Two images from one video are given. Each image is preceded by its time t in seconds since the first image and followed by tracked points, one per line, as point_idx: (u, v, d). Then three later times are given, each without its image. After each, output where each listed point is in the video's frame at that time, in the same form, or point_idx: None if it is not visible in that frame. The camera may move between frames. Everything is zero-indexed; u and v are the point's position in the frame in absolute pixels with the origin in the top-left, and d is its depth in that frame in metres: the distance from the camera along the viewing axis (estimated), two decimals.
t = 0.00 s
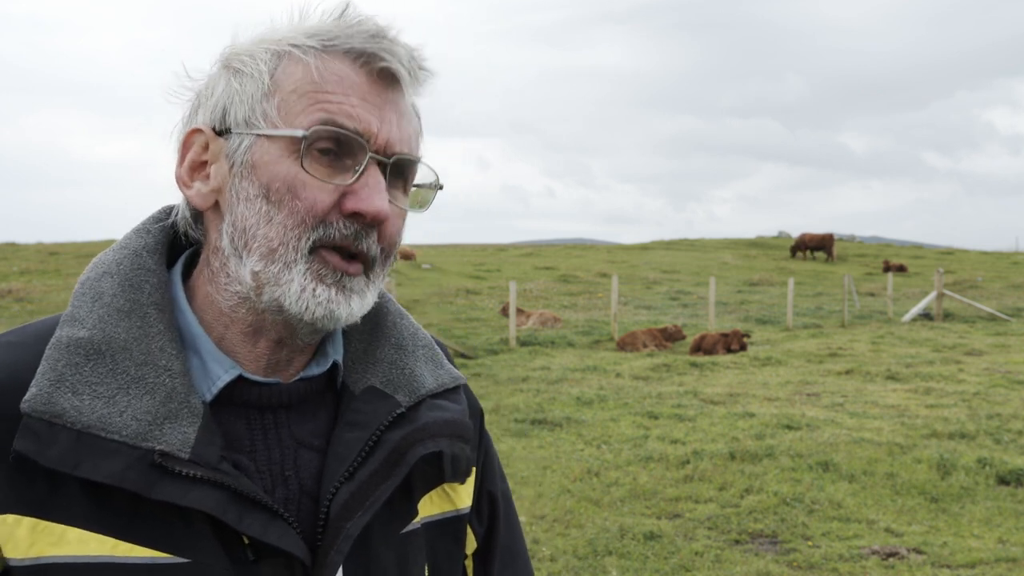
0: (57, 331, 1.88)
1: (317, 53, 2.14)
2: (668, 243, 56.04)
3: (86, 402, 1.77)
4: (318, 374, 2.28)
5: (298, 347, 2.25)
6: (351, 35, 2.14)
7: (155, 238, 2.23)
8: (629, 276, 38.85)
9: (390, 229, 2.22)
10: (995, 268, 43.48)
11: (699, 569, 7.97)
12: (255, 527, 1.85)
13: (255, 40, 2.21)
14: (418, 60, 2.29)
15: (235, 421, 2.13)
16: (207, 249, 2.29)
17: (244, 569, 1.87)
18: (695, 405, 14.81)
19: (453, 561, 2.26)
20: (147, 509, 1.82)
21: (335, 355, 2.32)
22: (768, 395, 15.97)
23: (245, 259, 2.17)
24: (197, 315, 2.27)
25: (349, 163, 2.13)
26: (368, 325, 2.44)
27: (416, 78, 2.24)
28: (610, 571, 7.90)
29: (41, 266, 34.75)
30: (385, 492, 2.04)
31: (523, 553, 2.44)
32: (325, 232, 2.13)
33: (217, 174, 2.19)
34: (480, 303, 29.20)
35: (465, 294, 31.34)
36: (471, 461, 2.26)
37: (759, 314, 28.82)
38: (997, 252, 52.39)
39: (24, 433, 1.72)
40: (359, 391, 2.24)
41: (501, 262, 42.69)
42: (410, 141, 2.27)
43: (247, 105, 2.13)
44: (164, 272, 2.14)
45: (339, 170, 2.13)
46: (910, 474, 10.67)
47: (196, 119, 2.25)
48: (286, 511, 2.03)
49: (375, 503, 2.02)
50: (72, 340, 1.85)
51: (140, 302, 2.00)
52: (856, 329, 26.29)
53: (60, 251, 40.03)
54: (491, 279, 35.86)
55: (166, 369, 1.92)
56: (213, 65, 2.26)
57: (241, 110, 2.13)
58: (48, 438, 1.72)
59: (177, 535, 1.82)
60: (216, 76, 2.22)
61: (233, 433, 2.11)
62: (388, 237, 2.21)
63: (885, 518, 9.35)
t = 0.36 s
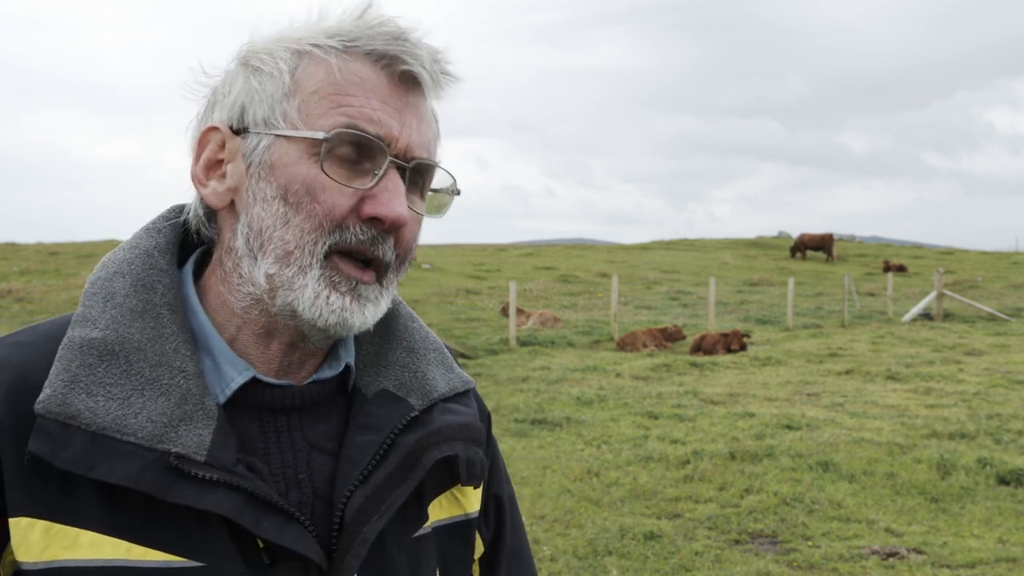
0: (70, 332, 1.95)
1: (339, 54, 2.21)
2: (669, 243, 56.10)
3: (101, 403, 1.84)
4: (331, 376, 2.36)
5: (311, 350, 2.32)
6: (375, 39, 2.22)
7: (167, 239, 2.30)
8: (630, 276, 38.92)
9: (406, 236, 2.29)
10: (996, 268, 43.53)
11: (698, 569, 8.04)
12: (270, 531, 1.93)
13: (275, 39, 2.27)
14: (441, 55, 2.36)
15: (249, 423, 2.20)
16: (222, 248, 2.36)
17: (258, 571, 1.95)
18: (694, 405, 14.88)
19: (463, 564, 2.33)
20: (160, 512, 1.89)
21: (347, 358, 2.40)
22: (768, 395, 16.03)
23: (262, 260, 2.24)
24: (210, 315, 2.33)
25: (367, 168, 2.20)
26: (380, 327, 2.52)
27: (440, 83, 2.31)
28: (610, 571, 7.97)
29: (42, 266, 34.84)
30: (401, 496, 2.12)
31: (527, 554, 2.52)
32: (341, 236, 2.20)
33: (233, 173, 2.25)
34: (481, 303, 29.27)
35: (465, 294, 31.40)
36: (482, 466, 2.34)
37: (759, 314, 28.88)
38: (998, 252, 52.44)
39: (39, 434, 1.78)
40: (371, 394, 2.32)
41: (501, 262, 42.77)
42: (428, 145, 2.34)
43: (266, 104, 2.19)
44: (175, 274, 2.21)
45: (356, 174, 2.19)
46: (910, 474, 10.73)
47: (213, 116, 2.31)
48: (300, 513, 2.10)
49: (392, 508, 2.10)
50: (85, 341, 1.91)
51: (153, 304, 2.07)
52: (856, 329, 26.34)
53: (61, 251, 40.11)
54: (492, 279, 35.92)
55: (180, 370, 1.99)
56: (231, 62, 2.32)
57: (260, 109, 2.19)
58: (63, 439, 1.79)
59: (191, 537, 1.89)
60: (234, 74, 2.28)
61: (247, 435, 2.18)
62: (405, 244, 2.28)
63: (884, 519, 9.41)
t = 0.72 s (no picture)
0: (74, 326, 1.93)
1: (359, 55, 2.21)
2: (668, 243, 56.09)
3: (108, 401, 1.83)
4: (335, 378, 2.37)
5: (315, 350, 2.31)
6: (395, 42, 2.23)
7: (170, 235, 2.28)
8: (630, 276, 38.90)
9: (418, 240, 2.28)
10: (996, 269, 43.51)
11: (698, 569, 8.03)
12: (278, 533, 1.93)
13: (292, 37, 2.27)
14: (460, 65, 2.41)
15: (255, 425, 2.19)
16: (231, 245, 2.34)
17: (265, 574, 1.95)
18: (695, 405, 14.87)
19: (460, 568, 2.31)
20: (166, 512, 1.89)
21: (350, 360, 2.42)
22: (768, 395, 16.02)
23: (272, 259, 2.22)
24: (216, 313, 2.31)
25: (382, 169, 2.19)
26: (380, 329, 2.52)
27: (454, 89, 2.33)
28: (610, 571, 7.95)
29: (41, 266, 34.81)
30: (409, 497, 2.11)
31: (519, 558, 2.54)
32: (355, 237, 2.17)
33: (245, 169, 2.23)
34: (481, 303, 29.25)
35: (465, 294, 31.38)
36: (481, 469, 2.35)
37: (759, 314, 28.87)
38: (997, 252, 52.43)
39: (45, 431, 1.76)
40: (375, 397, 2.32)
41: (501, 262, 42.74)
42: (441, 150, 2.35)
43: (282, 102, 2.18)
44: (180, 270, 2.20)
45: (371, 176, 2.18)
46: (910, 474, 10.72)
47: (224, 113, 2.29)
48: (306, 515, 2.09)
49: (399, 509, 2.08)
50: (91, 337, 1.90)
51: (159, 300, 2.06)
52: (856, 330, 26.33)
53: (60, 251, 40.06)
54: (491, 279, 35.91)
55: (187, 368, 1.98)
56: (244, 58, 2.31)
57: (275, 107, 2.18)
58: (69, 437, 1.78)
59: (197, 540, 1.89)
60: (247, 70, 2.27)
61: (253, 438, 2.17)
62: (416, 248, 2.27)
63: (885, 519, 9.40)
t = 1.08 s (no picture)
0: (76, 326, 1.98)
1: (357, 56, 2.26)
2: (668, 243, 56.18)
3: (108, 403, 1.88)
4: (333, 382, 2.43)
5: (312, 350, 2.37)
6: (393, 41, 2.28)
7: (171, 234, 2.34)
8: (630, 276, 38.96)
9: (417, 243, 2.33)
10: (996, 269, 43.56)
11: (698, 569, 8.08)
12: (276, 538, 1.99)
13: (293, 38, 2.32)
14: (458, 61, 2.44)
15: (254, 429, 2.26)
16: (231, 247, 2.40)
17: None
18: (695, 405, 14.92)
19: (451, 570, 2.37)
20: (164, 516, 1.95)
21: (349, 364, 2.48)
22: (768, 395, 16.08)
23: (270, 262, 2.27)
24: (215, 313, 2.37)
25: (380, 171, 2.24)
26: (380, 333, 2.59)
27: (452, 84, 2.38)
28: (610, 571, 8.00)
29: (42, 266, 34.86)
30: (407, 504, 2.17)
31: (507, 559, 2.60)
32: (351, 240, 2.22)
33: (244, 171, 2.29)
34: (481, 303, 29.31)
35: (465, 294, 31.44)
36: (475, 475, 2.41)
37: (759, 314, 28.93)
38: (997, 252, 52.52)
39: (46, 433, 1.81)
40: (373, 402, 2.39)
41: (501, 262, 42.80)
42: (442, 150, 2.40)
43: (281, 104, 2.24)
44: (180, 270, 2.25)
45: (368, 178, 2.23)
46: (910, 474, 10.78)
47: (227, 115, 2.35)
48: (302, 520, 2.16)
49: (396, 516, 2.14)
50: (92, 337, 1.95)
51: (160, 303, 2.11)
52: (856, 329, 26.39)
53: (61, 251, 40.11)
54: (492, 279, 35.97)
55: (188, 371, 2.04)
56: (246, 61, 2.38)
57: (274, 109, 2.24)
58: (70, 438, 1.83)
59: (196, 546, 1.95)
60: (249, 72, 2.33)
61: (251, 441, 2.23)
62: (416, 250, 2.32)
63: (884, 518, 9.46)
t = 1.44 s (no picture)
0: (63, 328, 1.92)
1: (364, 71, 2.19)
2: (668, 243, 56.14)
3: (96, 407, 1.82)
4: (320, 385, 2.37)
5: (300, 361, 2.31)
6: (402, 62, 2.21)
7: (160, 235, 2.27)
8: (630, 276, 38.90)
9: (410, 261, 2.27)
10: (996, 268, 43.50)
11: (698, 569, 8.02)
12: (262, 543, 1.93)
13: (298, 42, 2.25)
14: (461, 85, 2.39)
15: (240, 432, 2.20)
16: (221, 250, 2.33)
17: None
18: (695, 405, 14.86)
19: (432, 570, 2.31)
20: (151, 520, 1.88)
21: (336, 367, 2.41)
22: (768, 395, 16.02)
23: (262, 271, 2.21)
24: (204, 316, 2.30)
25: (379, 190, 2.18)
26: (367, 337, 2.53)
27: (456, 112, 2.32)
28: (609, 570, 7.94)
29: (41, 266, 34.80)
30: (392, 508, 2.11)
31: (488, 558, 2.54)
32: (346, 259, 2.17)
33: (241, 175, 2.22)
34: (480, 303, 29.24)
35: (465, 294, 31.38)
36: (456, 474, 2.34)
37: (759, 314, 28.86)
38: (997, 252, 52.46)
39: (34, 438, 1.75)
40: (358, 405, 2.32)
41: (501, 262, 42.74)
42: (441, 172, 2.35)
43: (284, 112, 2.16)
44: (169, 272, 2.19)
45: (366, 198, 2.17)
46: (910, 474, 10.71)
47: (224, 113, 2.27)
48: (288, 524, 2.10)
49: (381, 521, 2.09)
50: (81, 340, 1.88)
51: (148, 303, 2.05)
52: (856, 329, 26.33)
53: (60, 251, 40.06)
54: (492, 279, 35.91)
55: (176, 375, 1.98)
56: (247, 58, 2.30)
57: (277, 116, 2.17)
58: (58, 443, 1.77)
59: (184, 549, 1.89)
60: (251, 71, 2.26)
61: (238, 445, 2.18)
62: (408, 269, 2.26)
63: (885, 518, 9.40)
